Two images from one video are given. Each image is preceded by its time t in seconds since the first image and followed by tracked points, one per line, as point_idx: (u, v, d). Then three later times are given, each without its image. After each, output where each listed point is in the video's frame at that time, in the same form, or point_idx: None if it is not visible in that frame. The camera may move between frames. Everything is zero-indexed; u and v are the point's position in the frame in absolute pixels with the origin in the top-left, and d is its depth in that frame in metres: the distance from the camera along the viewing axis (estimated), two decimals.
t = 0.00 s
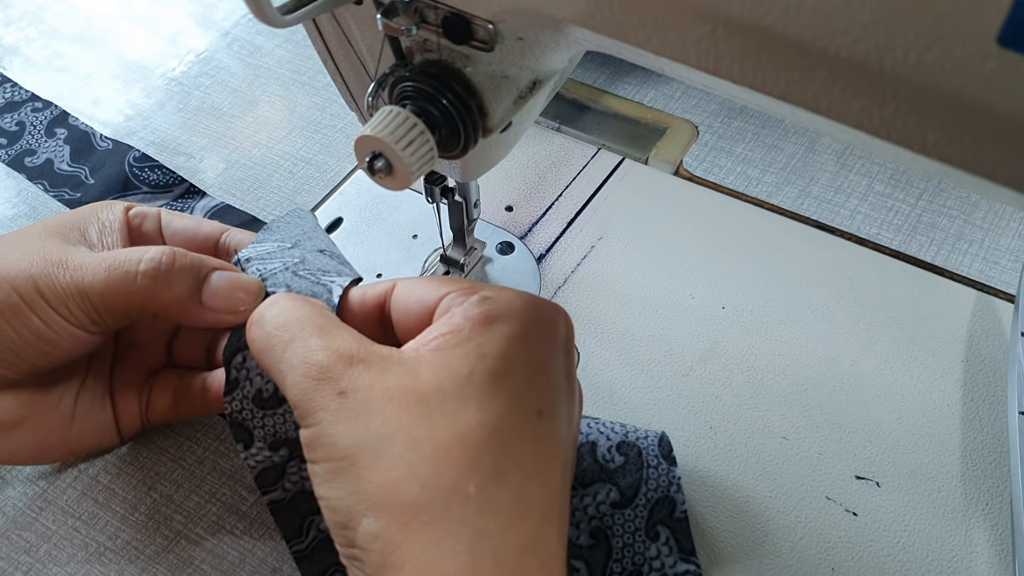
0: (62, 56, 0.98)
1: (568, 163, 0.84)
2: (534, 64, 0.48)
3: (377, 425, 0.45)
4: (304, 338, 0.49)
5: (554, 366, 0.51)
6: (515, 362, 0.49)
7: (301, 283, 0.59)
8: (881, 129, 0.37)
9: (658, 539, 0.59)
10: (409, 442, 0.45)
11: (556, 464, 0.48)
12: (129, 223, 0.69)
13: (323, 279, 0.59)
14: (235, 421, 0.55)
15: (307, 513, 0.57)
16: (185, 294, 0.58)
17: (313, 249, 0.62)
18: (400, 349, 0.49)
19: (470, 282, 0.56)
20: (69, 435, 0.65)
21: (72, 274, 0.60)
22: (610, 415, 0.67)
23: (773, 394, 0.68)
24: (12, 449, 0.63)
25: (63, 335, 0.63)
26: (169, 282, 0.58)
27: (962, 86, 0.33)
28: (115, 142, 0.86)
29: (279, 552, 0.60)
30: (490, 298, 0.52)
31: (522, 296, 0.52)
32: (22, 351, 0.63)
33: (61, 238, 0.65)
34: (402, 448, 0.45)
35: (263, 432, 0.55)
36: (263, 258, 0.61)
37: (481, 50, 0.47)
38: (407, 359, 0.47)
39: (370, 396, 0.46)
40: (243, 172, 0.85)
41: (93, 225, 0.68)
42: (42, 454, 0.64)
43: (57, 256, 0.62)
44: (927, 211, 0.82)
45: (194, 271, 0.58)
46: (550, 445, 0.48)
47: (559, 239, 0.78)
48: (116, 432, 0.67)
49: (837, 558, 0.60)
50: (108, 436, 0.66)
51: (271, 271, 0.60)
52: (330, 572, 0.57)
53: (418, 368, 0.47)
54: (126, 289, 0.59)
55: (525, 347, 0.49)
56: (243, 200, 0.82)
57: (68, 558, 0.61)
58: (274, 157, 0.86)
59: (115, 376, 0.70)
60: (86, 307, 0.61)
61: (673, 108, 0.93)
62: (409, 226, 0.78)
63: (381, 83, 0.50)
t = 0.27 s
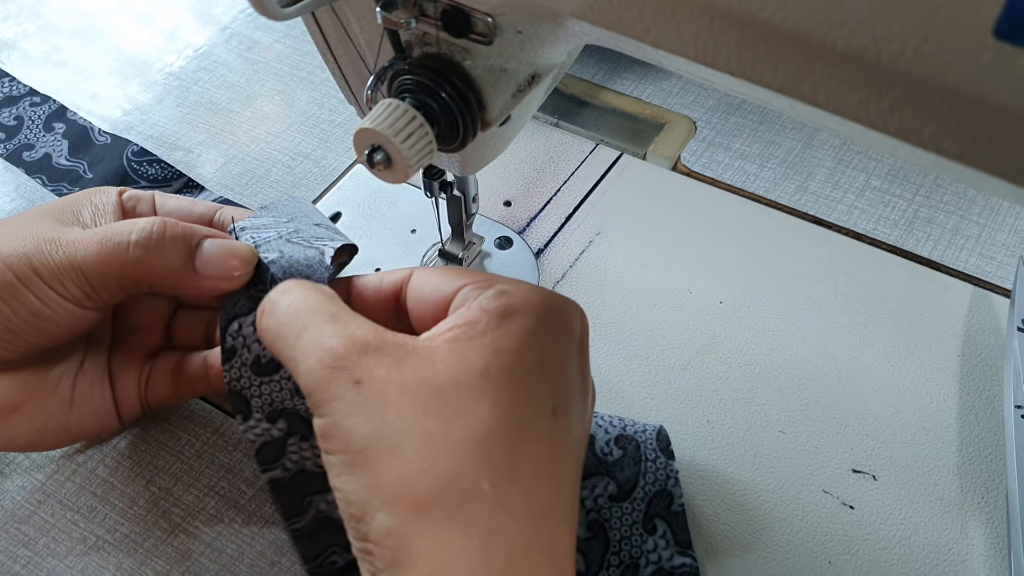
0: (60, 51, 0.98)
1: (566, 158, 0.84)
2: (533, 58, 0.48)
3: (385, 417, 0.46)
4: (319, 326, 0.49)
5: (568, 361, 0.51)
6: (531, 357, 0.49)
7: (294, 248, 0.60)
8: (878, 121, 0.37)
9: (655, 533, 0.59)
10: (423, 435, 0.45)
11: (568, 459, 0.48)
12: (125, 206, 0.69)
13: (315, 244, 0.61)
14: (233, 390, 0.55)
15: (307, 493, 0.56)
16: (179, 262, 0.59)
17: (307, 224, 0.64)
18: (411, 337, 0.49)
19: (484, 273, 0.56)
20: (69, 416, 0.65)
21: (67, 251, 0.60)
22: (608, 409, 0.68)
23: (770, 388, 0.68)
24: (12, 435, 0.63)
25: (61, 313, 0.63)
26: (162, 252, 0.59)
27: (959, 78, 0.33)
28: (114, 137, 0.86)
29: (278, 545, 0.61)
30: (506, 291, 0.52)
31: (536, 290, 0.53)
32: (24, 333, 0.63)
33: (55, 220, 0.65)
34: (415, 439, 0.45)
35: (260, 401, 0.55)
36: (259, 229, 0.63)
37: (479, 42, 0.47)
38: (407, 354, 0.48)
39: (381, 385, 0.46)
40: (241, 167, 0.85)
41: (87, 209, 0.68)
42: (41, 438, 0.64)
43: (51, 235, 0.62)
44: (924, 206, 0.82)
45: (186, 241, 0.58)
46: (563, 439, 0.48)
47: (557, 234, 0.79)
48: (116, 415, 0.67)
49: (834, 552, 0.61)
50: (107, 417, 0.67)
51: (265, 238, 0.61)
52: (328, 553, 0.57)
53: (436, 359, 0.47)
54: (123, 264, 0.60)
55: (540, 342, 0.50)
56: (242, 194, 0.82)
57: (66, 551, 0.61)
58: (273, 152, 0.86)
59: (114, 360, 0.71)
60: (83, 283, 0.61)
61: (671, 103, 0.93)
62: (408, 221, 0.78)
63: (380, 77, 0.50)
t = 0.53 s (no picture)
0: (57, 43, 0.97)
1: (564, 150, 0.84)
2: (531, 47, 0.48)
3: (380, 404, 0.46)
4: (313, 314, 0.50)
5: (562, 352, 0.51)
6: (524, 348, 0.49)
7: (290, 234, 0.60)
8: (876, 107, 0.37)
9: (640, 521, 0.59)
10: (419, 424, 0.45)
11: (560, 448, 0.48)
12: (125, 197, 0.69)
13: (309, 228, 0.61)
14: (226, 373, 0.56)
15: (288, 485, 0.56)
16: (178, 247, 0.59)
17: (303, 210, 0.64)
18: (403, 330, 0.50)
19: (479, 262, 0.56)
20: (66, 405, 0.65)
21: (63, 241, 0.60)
22: (605, 400, 0.68)
23: (767, 380, 0.68)
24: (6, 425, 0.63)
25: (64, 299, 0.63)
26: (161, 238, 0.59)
27: (956, 63, 0.34)
28: (111, 128, 0.86)
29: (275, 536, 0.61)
30: (500, 282, 0.52)
31: (531, 280, 0.53)
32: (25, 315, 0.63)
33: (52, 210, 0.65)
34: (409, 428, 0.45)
35: (255, 385, 0.56)
36: (256, 217, 0.63)
37: (478, 30, 0.47)
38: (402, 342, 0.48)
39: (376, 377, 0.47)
40: (238, 159, 0.85)
41: (84, 200, 0.68)
42: (35, 429, 0.64)
43: (42, 227, 0.62)
44: (921, 199, 0.82)
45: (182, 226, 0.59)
46: (555, 428, 0.48)
47: (555, 226, 0.79)
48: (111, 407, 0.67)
49: (830, 542, 0.61)
50: (103, 408, 0.66)
51: (262, 226, 0.61)
52: (308, 545, 0.57)
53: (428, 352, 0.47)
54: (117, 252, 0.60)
55: (532, 332, 0.50)
56: (239, 186, 0.82)
57: (63, 542, 0.61)
58: (271, 144, 0.86)
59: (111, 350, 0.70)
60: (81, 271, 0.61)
61: (670, 96, 0.93)
62: (405, 213, 0.78)
63: (379, 65, 0.50)
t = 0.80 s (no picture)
0: (53, 39, 0.97)
1: (561, 146, 0.84)
2: (527, 40, 0.48)
3: (397, 421, 0.44)
4: (323, 319, 0.48)
5: (573, 360, 0.50)
6: (535, 355, 0.48)
7: (285, 204, 0.62)
8: (872, 99, 0.37)
9: (639, 518, 0.59)
10: (437, 443, 0.44)
11: (576, 453, 0.48)
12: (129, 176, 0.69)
13: (302, 192, 0.62)
14: (224, 338, 0.57)
15: (296, 455, 0.58)
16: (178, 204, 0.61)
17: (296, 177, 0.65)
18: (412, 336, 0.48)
19: (492, 257, 0.54)
20: (67, 390, 0.64)
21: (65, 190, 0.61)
22: (602, 396, 0.68)
23: (764, 375, 0.68)
24: None
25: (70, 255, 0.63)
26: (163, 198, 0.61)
27: (952, 55, 0.34)
28: (108, 123, 0.86)
29: (271, 530, 0.61)
30: (509, 286, 0.50)
31: (541, 286, 0.51)
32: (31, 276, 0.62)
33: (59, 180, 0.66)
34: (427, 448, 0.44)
35: (246, 351, 0.57)
36: (252, 190, 0.64)
37: (474, 23, 0.47)
38: (416, 353, 0.47)
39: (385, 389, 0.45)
40: (234, 154, 0.84)
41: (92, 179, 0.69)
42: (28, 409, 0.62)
43: (44, 176, 0.62)
44: (917, 195, 0.82)
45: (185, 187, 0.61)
46: (571, 433, 0.48)
47: (552, 222, 0.79)
48: (115, 396, 0.65)
49: (826, 536, 0.61)
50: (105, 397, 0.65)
51: (260, 201, 0.63)
52: (317, 514, 0.59)
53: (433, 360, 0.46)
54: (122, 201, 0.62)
55: (542, 337, 0.49)
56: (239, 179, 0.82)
57: (60, 536, 0.61)
58: (267, 140, 0.86)
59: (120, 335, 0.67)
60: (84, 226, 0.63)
61: (666, 92, 0.93)
62: (402, 208, 0.78)
63: (375, 59, 0.50)
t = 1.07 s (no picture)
0: (51, 39, 0.97)
1: (558, 147, 0.84)
2: (524, 42, 0.48)
3: (398, 516, 0.41)
4: (359, 434, 0.46)
5: (603, 430, 0.42)
6: (566, 427, 0.42)
7: (307, 220, 0.62)
8: (866, 101, 0.37)
9: (674, 539, 0.57)
10: (439, 542, 0.40)
11: (624, 551, 0.41)
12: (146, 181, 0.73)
13: (324, 208, 0.63)
14: (259, 353, 0.60)
15: (307, 487, 0.55)
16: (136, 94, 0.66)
17: (302, 176, 0.67)
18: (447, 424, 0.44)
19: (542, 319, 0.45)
20: (56, 367, 0.65)
21: (34, 100, 0.66)
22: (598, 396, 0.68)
23: (760, 375, 0.68)
24: None
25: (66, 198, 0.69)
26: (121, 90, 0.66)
27: (946, 58, 0.34)
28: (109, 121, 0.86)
29: (268, 532, 0.61)
30: (538, 345, 0.44)
31: (562, 352, 0.44)
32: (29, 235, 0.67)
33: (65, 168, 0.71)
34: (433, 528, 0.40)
35: (280, 364, 0.59)
36: (268, 211, 0.65)
37: (471, 25, 0.47)
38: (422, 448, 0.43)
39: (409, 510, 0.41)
40: (232, 155, 0.84)
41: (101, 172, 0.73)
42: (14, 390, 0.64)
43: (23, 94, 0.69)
44: (914, 195, 0.82)
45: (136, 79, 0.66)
46: (618, 523, 0.41)
47: (549, 223, 0.79)
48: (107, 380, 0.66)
49: (823, 537, 0.61)
50: (94, 382, 0.66)
51: (277, 219, 0.64)
52: (323, 552, 0.54)
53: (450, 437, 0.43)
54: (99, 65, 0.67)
55: (577, 400, 0.42)
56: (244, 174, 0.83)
57: (57, 538, 0.61)
58: (265, 140, 0.86)
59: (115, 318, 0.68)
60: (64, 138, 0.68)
61: (663, 93, 0.93)
62: (399, 209, 0.78)
63: (371, 61, 0.50)
